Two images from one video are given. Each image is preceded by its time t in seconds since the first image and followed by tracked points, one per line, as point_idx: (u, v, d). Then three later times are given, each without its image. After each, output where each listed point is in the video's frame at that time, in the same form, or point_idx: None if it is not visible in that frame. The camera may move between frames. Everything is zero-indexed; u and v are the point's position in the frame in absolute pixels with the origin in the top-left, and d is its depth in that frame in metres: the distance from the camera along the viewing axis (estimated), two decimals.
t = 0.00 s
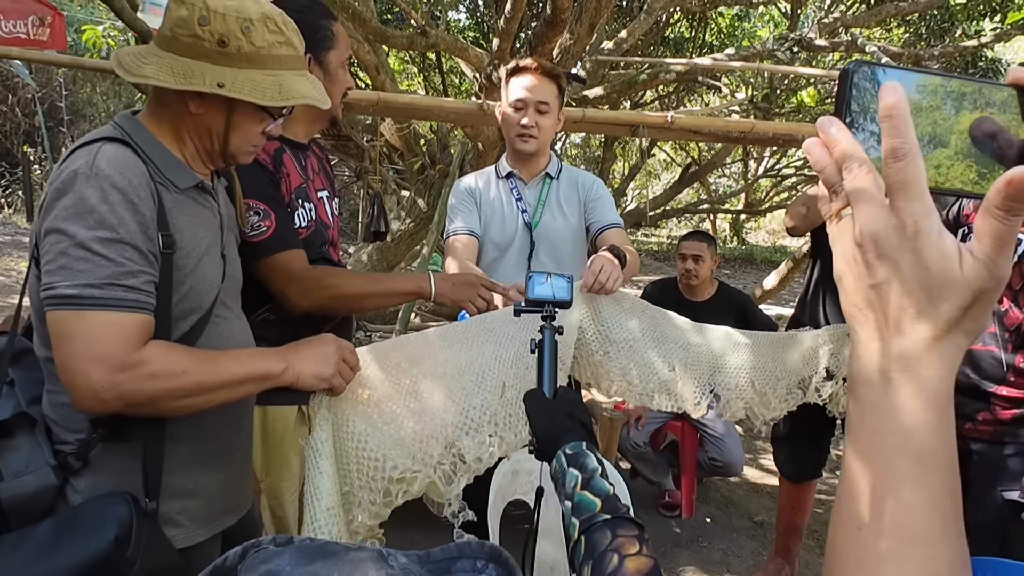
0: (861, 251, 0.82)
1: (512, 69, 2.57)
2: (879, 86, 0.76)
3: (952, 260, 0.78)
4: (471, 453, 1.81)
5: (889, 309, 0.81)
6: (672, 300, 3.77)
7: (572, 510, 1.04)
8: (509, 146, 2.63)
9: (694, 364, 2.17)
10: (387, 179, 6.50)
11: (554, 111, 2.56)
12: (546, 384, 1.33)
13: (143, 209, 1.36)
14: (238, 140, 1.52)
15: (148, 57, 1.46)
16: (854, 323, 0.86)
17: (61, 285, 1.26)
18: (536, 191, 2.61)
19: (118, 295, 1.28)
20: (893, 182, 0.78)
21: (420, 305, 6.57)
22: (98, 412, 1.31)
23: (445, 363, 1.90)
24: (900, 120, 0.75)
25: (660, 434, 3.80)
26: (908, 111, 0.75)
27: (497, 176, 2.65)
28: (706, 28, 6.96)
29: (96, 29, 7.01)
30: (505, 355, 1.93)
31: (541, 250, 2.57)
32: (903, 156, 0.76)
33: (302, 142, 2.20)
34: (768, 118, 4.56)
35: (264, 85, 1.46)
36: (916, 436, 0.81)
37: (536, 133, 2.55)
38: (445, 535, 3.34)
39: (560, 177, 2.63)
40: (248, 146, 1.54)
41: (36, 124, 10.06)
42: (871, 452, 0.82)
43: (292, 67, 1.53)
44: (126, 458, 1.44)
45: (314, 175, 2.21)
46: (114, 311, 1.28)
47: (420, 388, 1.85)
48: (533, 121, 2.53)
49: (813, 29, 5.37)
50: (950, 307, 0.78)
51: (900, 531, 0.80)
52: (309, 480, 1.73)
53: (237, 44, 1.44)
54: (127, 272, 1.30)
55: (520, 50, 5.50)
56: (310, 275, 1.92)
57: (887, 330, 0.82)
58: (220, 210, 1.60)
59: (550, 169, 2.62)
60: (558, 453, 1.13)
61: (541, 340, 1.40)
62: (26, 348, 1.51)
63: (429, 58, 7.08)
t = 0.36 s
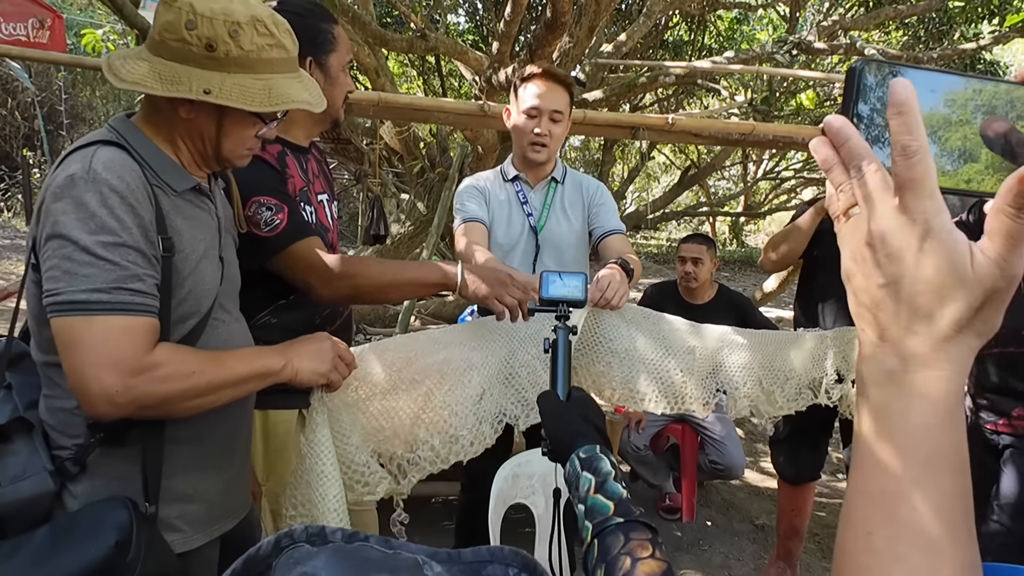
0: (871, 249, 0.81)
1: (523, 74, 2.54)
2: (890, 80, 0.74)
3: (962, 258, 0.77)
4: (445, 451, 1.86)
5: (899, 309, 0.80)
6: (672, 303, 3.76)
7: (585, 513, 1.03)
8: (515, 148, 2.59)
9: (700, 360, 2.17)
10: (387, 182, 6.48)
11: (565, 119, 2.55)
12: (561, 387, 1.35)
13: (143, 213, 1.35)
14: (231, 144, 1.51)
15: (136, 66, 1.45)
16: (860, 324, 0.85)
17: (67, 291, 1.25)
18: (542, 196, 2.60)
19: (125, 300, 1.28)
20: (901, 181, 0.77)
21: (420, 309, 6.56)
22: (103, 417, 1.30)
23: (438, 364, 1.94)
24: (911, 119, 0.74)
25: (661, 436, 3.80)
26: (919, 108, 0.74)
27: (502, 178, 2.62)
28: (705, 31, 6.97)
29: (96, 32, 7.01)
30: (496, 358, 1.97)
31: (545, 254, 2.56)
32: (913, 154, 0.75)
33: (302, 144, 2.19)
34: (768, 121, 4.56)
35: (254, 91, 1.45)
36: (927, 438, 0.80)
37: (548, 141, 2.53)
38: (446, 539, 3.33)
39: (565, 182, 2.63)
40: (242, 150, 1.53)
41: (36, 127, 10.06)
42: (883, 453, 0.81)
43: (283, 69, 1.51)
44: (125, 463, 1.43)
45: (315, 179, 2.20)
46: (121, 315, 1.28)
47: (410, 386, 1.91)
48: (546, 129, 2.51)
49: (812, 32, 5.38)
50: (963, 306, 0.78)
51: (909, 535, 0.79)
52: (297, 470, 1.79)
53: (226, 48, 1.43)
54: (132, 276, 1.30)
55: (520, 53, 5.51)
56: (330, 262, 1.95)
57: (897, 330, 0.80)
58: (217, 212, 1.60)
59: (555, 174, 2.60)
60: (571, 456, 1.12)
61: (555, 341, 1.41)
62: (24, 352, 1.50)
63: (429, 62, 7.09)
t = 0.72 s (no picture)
0: (885, 249, 0.80)
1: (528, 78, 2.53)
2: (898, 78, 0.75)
3: (976, 256, 0.76)
4: (430, 454, 1.89)
5: (916, 307, 0.79)
6: (672, 306, 3.75)
7: (589, 519, 1.02)
8: (518, 149, 2.58)
9: (706, 360, 2.17)
10: (386, 185, 6.46)
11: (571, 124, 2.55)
12: (562, 390, 1.35)
13: (138, 215, 1.35)
14: (226, 144, 1.51)
15: (127, 70, 1.44)
16: (874, 327, 0.84)
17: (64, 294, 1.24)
18: (544, 198, 2.59)
19: (122, 302, 1.27)
20: (912, 178, 0.78)
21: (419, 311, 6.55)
22: (101, 421, 1.29)
23: (433, 366, 1.98)
24: (920, 114, 0.75)
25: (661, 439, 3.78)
26: (928, 104, 0.75)
27: (505, 179, 2.62)
28: (705, 33, 6.96)
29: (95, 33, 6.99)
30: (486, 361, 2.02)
31: (547, 256, 2.56)
32: (927, 150, 0.75)
33: (304, 147, 2.19)
34: (767, 122, 4.56)
35: (246, 91, 1.45)
36: (943, 443, 0.78)
37: (555, 146, 2.53)
38: (445, 541, 3.32)
39: (568, 184, 2.63)
40: (237, 150, 1.53)
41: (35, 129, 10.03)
42: (895, 458, 0.80)
43: (276, 68, 1.52)
44: (121, 466, 1.42)
45: (315, 182, 2.20)
46: (120, 318, 1.27)
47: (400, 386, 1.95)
48: (554, 135, 2.51)
49: (810, 34, 5.37)
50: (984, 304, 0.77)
51: (928, 545, 0.76)
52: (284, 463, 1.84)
53: (216, 48, 1.43)
54: (129, 279, 1.29)
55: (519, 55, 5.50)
56: (340, 269, 1.92)
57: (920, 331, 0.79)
58: (213, 214, 1.59)
59: (558, 177, 2.60)
60: (573, 462, 1.11)
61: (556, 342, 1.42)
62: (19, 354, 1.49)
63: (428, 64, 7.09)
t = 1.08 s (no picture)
0: (900, 239, 0.80)
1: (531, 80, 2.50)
2: (915, 66, 0.75)
3: (996, 244, 0.76)
4: (421, 451, 2.01)
5: (936, 298, 0.78)
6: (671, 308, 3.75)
7: (585, 522, 1.02)
8: (524, 152, 2.56)
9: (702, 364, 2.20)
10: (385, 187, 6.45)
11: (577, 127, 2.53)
12: (558, 393, 1.35)
13: (134, 215, 1.35)
14: (221, 144, 1.51)
15: (123, 72, 1.44)
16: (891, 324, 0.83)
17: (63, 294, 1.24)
18: (546, 200, 2.59)
19: (124, 301, 1.27)
20: (932, 167, 0.76)
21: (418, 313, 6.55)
22: (101, 421, 1.29)
23: (429, 363, 2.04)
24: (935, 103, 0.74)
25: (659, 441, 3.78)
26: (946, 92, 0.74)
27: (506, 181, 2.60)
28: (703, 35, 6.95)
29: (94, 35, 7.00)
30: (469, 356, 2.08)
31: (548, 258, 2.55)
32: (944, 139, 0.75)
33: (306, 150, 2.19)
34: (766, 124, 4.55)
35: (239, 89, 1.45)
36: (960, 442, 0.77)
37: (561, 150, 2.50)
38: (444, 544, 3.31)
39: (570, 186, 2.62)
40: (232, 150, 1.53)
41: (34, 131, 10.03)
42: (905, 456, 0.79)
43: (268, 66, 1.52)
44: (116, 468, 1.42)
45: (315, 185, 2.19)
46: (121, 317, 1.26)
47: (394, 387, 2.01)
48: (560, 139, 2.49)
49: (809, 35, 5.37)
50: (999, 297, 0.76)
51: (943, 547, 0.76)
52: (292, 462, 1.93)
53: (208, 47, 1.43)
54: (129, 278, 1.29)
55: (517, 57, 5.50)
56: (341, 273, 1.92)
57: (933, 329, 0.79)
58: (207, 215, 1.59)
59: (561, 178, 2.60)
60: (569, 465, 1.11)
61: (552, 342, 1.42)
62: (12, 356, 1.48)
63: (427, 66, 7.08)
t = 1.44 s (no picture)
0: (919, 238, 0.79)
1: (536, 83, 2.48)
2: (936, 65, 0.75)
3: (1022, 243, 0.74)
4: (412, 451, 2.03)
5: (952, 298, 0.78)
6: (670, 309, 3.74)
7: (592, 528, 1.02)
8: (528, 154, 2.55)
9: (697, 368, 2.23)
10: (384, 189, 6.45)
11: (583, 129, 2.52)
12: (563, 397, 1.34)
13: (131, 216, 1.35)
14: (222, 144, 1.51)
15: (126, 72, 1.44)
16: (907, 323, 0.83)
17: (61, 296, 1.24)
18: (549, 201, 2.59)
19: (120, 303, 1.27)
20: (951, 163, 0.75)
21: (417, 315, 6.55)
22: (99, 422, 1.28)
23: (423, 363, 2.05)
24: (956, 99, 0.74)
25: (659, 442, 3.77)
26: (967, 89, 0.74)
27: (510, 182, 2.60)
28: (702, 36, 6.96)
29: (93, 37, 7.00)
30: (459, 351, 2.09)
31: (550, 258, 2.56)
32: (964, 135, 0.74)
33: (303, 149, 2.18)
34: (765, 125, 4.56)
35: (242, 90, 1.45)
36: (977, 446, 0.77)
37: (566, 154, 2.51)
38: (443, 545, 3.31)
39: (573, 187, 2.62)
40: (232, 150, 1.53)
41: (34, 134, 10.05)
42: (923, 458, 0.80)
43: (269, 66, 1.52)
44: (114, 470, 1.42)
45: (315, 186, 2.19)
46: (117, 318, 1.26)
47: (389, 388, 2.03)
48: (565, 143, 2.49)
49: (807, 37, 5.37)
50: (1019, 297, 0.75)
51: (960, 548, 0.77)
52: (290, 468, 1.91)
53: (210, 47, 1.43)
54: (126, 279, 1.29)
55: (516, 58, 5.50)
56: (334, 269, 1.92)
57: (946, 328, 0.78)
58: (206, 216, 1.59)
59: (563, 179, 2.59)
60: (575, 470, 1.11)
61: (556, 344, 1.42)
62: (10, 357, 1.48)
63: (426, 67, 7.08)
